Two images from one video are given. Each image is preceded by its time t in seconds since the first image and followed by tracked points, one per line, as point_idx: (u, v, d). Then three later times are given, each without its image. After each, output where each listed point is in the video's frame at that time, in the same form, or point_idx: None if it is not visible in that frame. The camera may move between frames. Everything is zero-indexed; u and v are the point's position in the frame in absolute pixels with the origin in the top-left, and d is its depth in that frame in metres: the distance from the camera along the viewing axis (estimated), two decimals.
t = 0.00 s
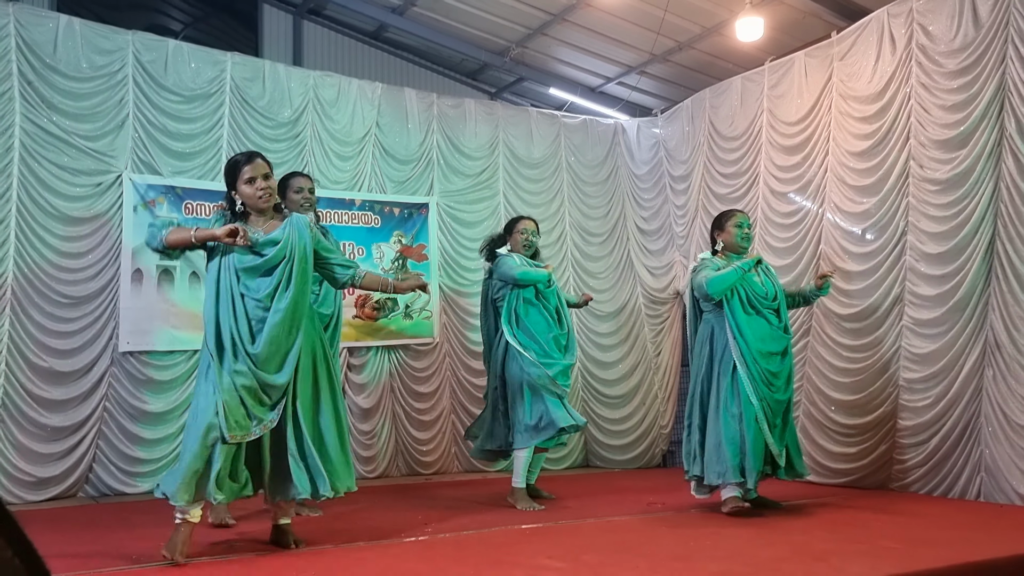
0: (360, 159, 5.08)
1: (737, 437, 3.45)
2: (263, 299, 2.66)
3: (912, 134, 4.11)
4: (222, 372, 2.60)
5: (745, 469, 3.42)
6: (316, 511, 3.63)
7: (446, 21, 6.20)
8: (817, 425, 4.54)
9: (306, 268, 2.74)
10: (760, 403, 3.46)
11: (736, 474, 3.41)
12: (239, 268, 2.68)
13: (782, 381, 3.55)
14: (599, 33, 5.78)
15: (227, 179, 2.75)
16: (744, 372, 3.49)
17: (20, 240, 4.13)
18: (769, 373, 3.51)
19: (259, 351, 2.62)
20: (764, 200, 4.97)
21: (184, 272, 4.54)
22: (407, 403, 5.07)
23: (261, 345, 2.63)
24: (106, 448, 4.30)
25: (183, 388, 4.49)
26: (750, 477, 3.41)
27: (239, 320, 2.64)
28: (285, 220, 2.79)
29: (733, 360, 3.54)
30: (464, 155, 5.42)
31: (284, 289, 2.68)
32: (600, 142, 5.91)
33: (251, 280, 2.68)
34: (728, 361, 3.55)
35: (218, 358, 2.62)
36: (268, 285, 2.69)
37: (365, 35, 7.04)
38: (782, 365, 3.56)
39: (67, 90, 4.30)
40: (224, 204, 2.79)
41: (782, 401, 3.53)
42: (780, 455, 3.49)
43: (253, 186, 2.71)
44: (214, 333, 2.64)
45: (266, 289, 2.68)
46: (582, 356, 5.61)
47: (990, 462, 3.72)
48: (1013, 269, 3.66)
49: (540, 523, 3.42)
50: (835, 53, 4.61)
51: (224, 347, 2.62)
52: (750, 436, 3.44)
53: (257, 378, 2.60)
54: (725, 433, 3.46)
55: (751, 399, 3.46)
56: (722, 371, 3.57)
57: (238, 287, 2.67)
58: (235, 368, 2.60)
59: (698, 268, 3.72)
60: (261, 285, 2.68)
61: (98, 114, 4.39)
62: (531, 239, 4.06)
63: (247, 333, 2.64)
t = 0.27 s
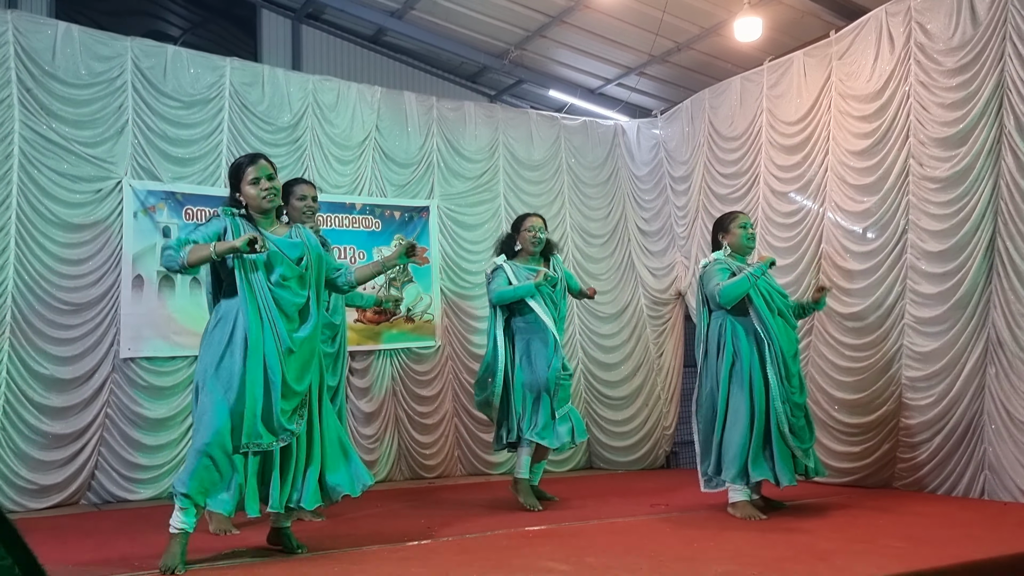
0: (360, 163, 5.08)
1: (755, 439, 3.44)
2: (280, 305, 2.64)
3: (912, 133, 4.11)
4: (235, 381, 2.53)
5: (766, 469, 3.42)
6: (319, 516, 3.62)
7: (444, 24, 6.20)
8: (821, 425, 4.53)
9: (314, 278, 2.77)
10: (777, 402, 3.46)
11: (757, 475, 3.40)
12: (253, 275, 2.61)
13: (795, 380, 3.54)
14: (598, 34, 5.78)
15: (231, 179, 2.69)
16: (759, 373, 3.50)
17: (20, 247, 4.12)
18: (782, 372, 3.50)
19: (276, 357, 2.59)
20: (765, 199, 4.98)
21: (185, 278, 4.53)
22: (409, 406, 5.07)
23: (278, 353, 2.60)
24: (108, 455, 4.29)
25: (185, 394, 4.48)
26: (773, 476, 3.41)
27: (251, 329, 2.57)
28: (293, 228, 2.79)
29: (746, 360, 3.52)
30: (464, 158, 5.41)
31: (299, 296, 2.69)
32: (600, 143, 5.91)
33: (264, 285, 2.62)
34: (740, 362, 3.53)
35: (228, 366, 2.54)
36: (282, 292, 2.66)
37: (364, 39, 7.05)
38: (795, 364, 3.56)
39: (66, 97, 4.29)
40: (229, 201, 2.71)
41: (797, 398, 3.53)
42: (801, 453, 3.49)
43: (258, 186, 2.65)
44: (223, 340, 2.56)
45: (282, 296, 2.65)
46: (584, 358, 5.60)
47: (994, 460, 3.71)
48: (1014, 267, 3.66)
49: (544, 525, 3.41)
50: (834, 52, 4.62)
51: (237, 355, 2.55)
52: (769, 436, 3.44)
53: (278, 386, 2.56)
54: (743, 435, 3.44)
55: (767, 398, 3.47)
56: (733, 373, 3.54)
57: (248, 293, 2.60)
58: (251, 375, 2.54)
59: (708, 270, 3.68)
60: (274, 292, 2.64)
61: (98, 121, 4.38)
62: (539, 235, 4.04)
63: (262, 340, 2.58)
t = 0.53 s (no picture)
0: (356, 167, 5.07)
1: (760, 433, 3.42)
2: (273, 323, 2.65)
3: (907, 129, 4.12)
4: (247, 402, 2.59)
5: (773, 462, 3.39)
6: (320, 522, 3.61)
7: (439, 27, 6.20)
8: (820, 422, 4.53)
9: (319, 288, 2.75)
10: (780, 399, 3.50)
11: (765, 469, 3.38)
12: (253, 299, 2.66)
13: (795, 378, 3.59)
14: (592, 35, 5.79)
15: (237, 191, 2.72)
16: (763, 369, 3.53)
17: (16, 256, 4.11)
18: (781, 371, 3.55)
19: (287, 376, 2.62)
20: (761, 198, 4.98)
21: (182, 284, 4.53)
22: (409, 410, 5.06)
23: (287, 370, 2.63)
24: (107, 464, 4.28)
25: (183, 401, 4.47)
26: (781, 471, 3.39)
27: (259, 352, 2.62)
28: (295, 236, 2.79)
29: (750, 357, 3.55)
30: (460, 161, 5.41)
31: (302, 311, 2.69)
32: (596, 144, 5.91)
33: (263, 305, 2.66)
34: (745, 357, 3.54)
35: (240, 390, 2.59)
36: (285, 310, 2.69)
37: (358, 44, 7.05)
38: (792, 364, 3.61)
39: (60, 105, 4.29)
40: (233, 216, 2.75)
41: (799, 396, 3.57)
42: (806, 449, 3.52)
43: (262, 197, 2.68)
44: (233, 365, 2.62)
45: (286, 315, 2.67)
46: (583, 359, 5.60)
47: (993, 454, 3.72)
48: (1010, 262, 3.67)
49: (545, 527, 3.41)
50: (828, 50, 4.63)
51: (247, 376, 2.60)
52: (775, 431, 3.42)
53: (285, 402, 2.58)
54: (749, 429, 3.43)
55: (772, 394, 3.49)
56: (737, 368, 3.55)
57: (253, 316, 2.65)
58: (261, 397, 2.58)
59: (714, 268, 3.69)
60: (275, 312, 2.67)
61: (93, 129, 4.38)
62: (539, 235, 4.09)
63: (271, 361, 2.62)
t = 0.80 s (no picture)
0: (355, 168, 5.07)
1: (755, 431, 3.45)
2: (274, 310, 2.62)
3: (905, 127, 4.12)
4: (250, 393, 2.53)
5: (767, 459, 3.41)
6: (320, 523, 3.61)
7: (437, 28, 6.20)
8: (820, 420, 4.53)
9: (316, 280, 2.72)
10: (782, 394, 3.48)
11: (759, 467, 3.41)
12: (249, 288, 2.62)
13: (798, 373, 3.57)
14: (590, 35, 5.79)
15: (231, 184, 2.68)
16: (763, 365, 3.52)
17: (14, 259, 4.10)
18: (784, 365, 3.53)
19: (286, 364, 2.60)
20: (760, 196, 4.98)
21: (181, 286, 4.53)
22: (409, 411, 5.06)
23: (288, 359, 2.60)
24: (107, 466, 4.27)
25: (184, 404, 4.47)
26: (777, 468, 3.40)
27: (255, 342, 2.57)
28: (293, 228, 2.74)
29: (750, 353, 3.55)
30: (458, 162, 5.41)
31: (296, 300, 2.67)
32: (594, 144, 5.91)
33: (262, 290, 2.62)
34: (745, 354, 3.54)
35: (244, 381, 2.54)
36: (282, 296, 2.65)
37: (356, 45, 7.05)
38: (795, 358, 3.58)
39: (58, 108, 4.28)
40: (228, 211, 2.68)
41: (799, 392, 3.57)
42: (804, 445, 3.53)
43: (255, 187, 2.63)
44: (231, 356, 2.55)
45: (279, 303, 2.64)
46: (583, 358, 5.61)
47: (994, 452, 3.71)
48: (1009, 259, 3.67)
49: (546, 527, 3.41)
50: (825, 49, 4.63)
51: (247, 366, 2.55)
52: (772, 428, 3.43)
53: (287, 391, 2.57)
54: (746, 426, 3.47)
55: (773, 389, 3.49)
56: (737, 365, 3.54)
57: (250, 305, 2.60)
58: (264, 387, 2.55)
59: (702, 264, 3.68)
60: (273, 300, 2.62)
61: (91, 131, 4.37)
62: (538, 235, 4.06)
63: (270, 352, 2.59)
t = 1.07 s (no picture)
0: (356, 168, 5.08)
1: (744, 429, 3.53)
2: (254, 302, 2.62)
3: (907, 126, 4.12)
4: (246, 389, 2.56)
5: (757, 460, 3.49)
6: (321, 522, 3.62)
7: (438, 27, 6.20)
8: (821, 419, 4.53)
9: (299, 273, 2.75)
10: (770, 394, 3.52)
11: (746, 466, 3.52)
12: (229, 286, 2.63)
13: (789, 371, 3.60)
14: (591, 34, 5.79)
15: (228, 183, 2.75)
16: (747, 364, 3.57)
17: (15, 257, 4.10)
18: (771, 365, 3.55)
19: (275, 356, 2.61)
20: (762, 195, 4.98)
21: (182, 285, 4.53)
22: (410, 410, 5.06)
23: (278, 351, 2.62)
24: (109, 465, 4.28)
25: (185, 402, 4.47)
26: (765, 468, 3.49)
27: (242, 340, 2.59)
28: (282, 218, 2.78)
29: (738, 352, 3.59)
30: (460, 161, 5.41)
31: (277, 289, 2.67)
32: (596, 143, 5.91)
33: (242, 284, 2.63)
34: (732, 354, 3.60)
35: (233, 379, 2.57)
36: (266, 288, 2.66)
37: (357, 43, 7.05)
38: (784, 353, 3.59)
39: (60, 107, 4.29)
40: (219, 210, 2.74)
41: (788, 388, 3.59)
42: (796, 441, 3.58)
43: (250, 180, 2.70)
44: (221, 354, 2.59)
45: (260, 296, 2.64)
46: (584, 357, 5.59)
47: (995, 451, 3.71)
48: (1011, 257, 3.66)
49: (547, 526, 3.41)
50: (827, 47, 4.62)
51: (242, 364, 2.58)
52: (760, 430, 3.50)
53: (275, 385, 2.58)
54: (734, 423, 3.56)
55: (754, 391, 3.54)
56: (717, 369, 3.65)
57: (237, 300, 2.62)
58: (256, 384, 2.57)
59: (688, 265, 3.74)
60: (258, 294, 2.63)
61: (92, 130, 4.38)
62: (528, 232, 4.16)
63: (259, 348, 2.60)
